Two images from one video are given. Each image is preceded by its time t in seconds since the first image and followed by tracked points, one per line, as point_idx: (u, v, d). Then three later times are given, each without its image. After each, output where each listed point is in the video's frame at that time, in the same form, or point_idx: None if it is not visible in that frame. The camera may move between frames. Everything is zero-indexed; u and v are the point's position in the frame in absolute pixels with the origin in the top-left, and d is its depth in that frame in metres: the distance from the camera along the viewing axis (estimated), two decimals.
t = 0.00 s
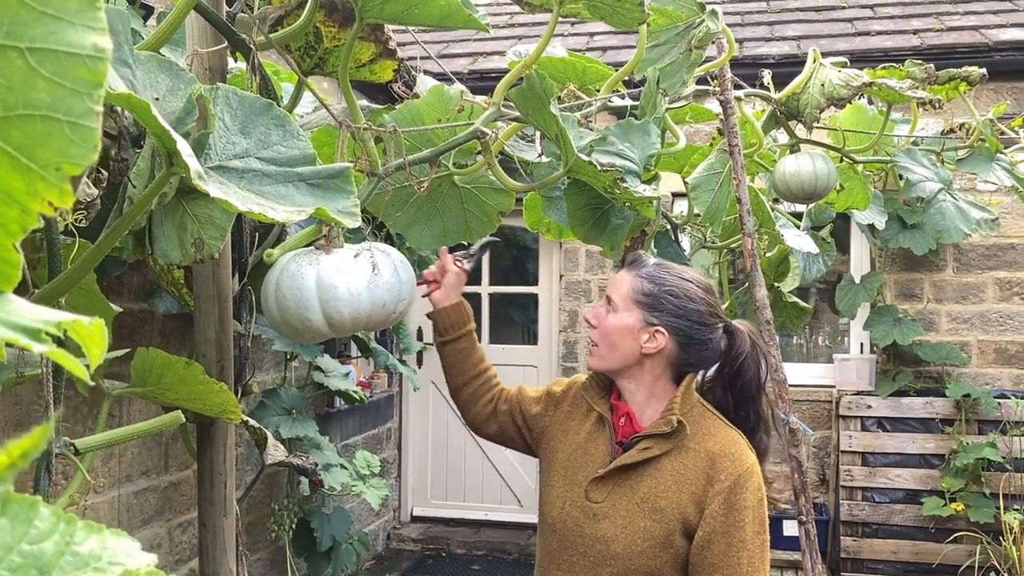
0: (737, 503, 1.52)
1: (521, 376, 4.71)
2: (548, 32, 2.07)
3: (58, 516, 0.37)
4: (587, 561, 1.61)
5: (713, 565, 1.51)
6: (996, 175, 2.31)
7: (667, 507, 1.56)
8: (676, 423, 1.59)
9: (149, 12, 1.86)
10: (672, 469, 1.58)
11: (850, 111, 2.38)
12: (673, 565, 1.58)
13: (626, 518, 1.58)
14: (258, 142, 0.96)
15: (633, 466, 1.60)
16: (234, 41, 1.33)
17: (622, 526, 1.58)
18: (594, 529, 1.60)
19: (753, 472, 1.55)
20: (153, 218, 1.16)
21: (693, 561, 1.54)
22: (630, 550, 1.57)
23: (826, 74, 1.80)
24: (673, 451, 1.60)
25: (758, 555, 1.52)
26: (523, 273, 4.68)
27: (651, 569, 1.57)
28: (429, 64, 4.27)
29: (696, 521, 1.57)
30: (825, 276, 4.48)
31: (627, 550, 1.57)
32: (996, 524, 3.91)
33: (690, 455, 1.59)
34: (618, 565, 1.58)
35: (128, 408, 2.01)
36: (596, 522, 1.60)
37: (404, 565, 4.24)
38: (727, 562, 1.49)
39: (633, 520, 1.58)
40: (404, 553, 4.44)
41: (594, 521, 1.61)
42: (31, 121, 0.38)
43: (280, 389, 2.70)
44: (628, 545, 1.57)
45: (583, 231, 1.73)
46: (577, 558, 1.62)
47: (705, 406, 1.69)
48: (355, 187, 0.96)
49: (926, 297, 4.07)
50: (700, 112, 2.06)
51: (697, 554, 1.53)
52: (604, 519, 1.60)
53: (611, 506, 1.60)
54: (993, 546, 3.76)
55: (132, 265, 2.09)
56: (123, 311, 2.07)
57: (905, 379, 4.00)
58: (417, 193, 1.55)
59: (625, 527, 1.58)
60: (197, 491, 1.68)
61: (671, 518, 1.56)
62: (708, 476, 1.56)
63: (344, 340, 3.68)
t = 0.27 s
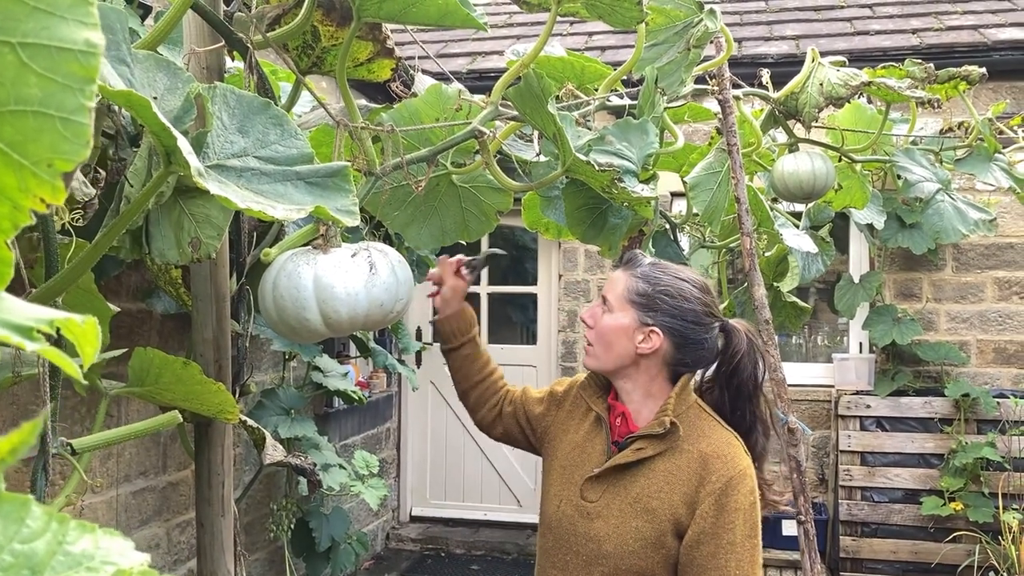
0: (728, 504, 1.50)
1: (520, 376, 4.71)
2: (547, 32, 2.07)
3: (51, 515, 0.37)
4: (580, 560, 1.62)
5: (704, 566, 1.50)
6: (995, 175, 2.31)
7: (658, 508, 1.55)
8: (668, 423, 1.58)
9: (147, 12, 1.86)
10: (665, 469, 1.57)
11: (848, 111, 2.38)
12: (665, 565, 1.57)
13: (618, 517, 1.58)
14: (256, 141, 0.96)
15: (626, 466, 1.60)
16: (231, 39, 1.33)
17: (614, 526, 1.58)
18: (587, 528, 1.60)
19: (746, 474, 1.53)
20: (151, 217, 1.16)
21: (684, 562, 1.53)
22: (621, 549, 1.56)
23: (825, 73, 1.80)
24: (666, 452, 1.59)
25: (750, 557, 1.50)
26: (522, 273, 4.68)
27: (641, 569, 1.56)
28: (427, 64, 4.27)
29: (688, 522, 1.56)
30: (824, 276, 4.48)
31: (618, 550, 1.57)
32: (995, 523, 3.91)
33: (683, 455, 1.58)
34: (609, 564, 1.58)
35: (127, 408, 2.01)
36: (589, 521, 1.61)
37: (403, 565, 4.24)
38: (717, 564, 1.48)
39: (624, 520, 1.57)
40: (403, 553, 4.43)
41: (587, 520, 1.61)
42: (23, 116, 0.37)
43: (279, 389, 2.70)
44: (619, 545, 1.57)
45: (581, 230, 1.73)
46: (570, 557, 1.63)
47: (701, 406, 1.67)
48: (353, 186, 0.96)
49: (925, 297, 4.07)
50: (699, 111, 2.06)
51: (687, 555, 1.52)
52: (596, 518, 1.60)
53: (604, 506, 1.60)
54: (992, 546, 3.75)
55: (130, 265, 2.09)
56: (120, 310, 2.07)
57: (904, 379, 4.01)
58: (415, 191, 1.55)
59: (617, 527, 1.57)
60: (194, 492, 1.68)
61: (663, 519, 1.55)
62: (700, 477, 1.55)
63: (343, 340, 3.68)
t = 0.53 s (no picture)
0: (731, 506, 1.51)
1: (520, 376, 4.71)
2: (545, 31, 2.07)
3: (40, 517, 0.38)
4: (580, 564, 1.61)
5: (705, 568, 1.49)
6: (993, 174, 2.31)
7: (660, 510, 1.55)
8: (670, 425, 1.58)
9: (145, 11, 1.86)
10: (666, 472, 1.57)
11: (847, 110, 2.38)
12: (667, 568, 1.56)
13: (620, 520, 1.57)
14: (252, 140, 0.95)
15: (627, 468, 1.59)
16: (228, 38, 1.32)
17: (615, 529, 1.57)
18: (587, 532, 1.60)
19: (748, 476, 1.54)
20: (148, 217, 1.16)
21: (686, 564, 1.53)
22: (623, 553, 1.55)
23: (824, 73, 1.80)
24: (667, 454, 1.59)
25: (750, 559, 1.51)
26: (521, 273, 4.68)
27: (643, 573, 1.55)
28: (426, 63, 4.27)
29: (690, 525, 1.55)
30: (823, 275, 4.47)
31: (620, 554, 1.56)
32: (995, 523, 3.91)
33: (684, 457, 1.58)
34: (610, 568, 1.57)
35: (125, 408, 2.01)
36: (590, 525, 1.60)
37: (402, 565, 4.23)
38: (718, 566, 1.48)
39: (626, 523, 1.56)
40: (402, 553, 4.43)
41: (587, 523, 1.60)
42: (12, 114, 0.37)
43: (278, 389, 2.69)
44: (621, 548, 1.56)
45: (579, 230, 1.73)
46: (570, 562, 1.62)
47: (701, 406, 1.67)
48: (350, 185, 0.95)
49: (924, 296, 4.07)
50: (698, 110, 2.06)
51: (690, 557, 1.52)
52: (597, 521, 1.59)
53: (605, 509, 1.60)
54: (991, 546, 3.75)
55: (128, 265, 2.09)
56: (118, 310, 2.06)
57: (903, 379, 4.01)
58: (412, 191, 1.55)
59: (618, 530, 1.57)
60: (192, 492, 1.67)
61: (665, 522, 1.55)
62: (702, 479, 1.55)
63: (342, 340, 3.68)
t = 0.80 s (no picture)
0: (714, 490, 1.47)
1: (519, 376, 4.71)
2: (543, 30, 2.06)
3: (31, 521, 0.41)
4: (575, 560, 1.60)
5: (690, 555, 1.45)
6: (993, 173, 2.31)
7: (649, 500, 1.52)
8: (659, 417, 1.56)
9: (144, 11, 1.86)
10: (656, 462, 1.54)
11: (846, 110, 2.37)
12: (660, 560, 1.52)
13: (611, 513, 1.56)
14: (250, 140, 0.95)
15: (617, 461, 1.58)
16: (226, 38, 1.32)
17: (607, 521, 1.55)
18: (581, 526, 1.59)
19: (730, 460, 1.50)
20: (146, 217, 1.15)
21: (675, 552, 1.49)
22: (615, 545, 1.54)
23: (823, 73, 1.80)
24: (658, 446, 1.56)
25: (739, 546, 1.45)
26: (521, 274, 4.68)
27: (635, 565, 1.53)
28: (425, 63, 4.26)
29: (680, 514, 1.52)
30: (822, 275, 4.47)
31: (611, 546, 1.54)
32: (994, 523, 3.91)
33: (673, 446, 1.55)
34: (603, 562, 1.55)
35: (123, 409, 2.01)
36: (583, 519, 1.59)
37: (401, 565, 4.23)
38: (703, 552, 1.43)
39: (618, 514, 1.55)
40: (401, 553, 4.42)
41: (581, 518, 1.60)
42: (4, 113, 0.38)
43: (277, 389, 2.69)
44: (613, 541, 1.54)
45: (578, 230, 1.73)
46: (567, 558, 1.61)
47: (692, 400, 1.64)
48: (348, 184, 0.95)
49: (924, 296, 4.07)
50: (697, 110, 2.05)
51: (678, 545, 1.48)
52: (590, 515, 1.58)
53: (597, 502, 1.59)
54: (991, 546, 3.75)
55: (127, 265, 2.08)
56: (117, 311, 2.06)
57: (902, 379, 4.01)
58: (411, 191, 1.54)
59: (610, 523, 1.55)
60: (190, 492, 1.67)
61: (654, 511, 1.52)
62: (689, 466, 1.51)
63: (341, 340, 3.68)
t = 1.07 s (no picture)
0: (664, 476, 1.33)
1: (518, 376, 4.71)
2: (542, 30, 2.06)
3: (29, 520, 0.42)
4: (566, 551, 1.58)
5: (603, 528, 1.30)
6: (993, 173, 2.30)
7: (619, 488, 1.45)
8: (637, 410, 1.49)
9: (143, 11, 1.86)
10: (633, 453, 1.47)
11: (846, 110, 2.36)
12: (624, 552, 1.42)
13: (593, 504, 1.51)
14: (249, 141, 0.95)
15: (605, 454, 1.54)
16: (225, 38, 1.32)
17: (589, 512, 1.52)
18: (571, 518, 1.57)
19: (702, 456, 1.35)
20: (145, 217, 1.15)
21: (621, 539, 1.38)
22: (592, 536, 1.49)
23: (822, 72, 1.79)
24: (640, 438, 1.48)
25: (666, 533, 1.29)
26: (521, 274, 4.68)
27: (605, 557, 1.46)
28: (424, 63, 4.26)
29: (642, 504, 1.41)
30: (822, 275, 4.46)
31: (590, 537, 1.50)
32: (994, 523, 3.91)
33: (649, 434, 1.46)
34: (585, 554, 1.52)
35: (122, 409, 2.01)
36: (573, 510, 1.57)
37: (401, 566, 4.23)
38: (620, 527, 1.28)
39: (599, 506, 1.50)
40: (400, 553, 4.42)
41: (571, 509, 1.58)
42: None
43: (276, 389, 2.69)
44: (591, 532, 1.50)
45: (578, 230, 1.73)
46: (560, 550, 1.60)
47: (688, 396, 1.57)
48: (347, 185, 0.95)
49: (923, 296, 4.07)
50: (696, 109, 2.05)
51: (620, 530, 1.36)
52: (578, 507, 1.56)
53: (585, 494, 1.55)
54: (990, 546, 3.75)
55: (126, 265, 2.08)
56: (116, 311, 2.06)
57: (902, 379, 4.01)
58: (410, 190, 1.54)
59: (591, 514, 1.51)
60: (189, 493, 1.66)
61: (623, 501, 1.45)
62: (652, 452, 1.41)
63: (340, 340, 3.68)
